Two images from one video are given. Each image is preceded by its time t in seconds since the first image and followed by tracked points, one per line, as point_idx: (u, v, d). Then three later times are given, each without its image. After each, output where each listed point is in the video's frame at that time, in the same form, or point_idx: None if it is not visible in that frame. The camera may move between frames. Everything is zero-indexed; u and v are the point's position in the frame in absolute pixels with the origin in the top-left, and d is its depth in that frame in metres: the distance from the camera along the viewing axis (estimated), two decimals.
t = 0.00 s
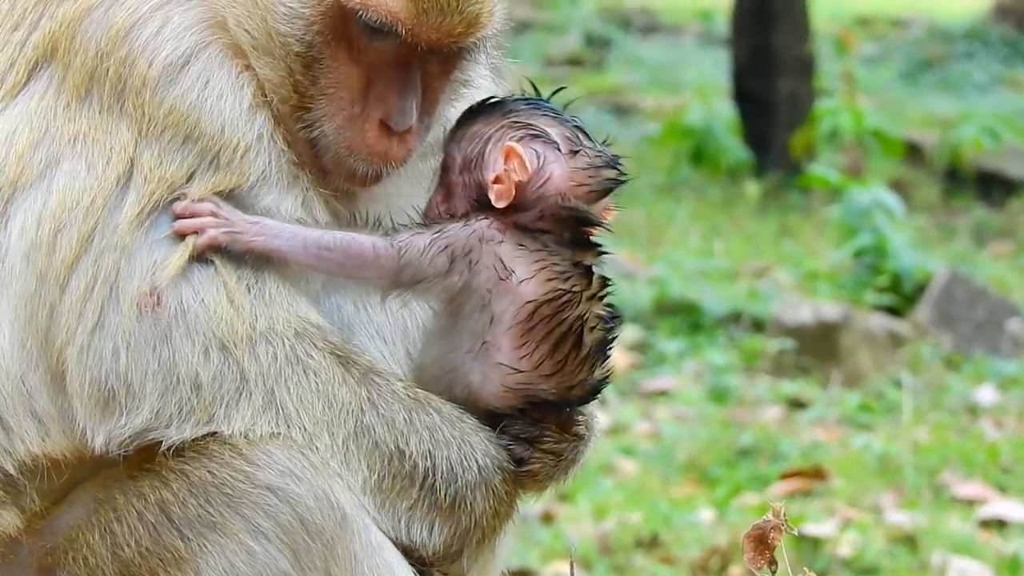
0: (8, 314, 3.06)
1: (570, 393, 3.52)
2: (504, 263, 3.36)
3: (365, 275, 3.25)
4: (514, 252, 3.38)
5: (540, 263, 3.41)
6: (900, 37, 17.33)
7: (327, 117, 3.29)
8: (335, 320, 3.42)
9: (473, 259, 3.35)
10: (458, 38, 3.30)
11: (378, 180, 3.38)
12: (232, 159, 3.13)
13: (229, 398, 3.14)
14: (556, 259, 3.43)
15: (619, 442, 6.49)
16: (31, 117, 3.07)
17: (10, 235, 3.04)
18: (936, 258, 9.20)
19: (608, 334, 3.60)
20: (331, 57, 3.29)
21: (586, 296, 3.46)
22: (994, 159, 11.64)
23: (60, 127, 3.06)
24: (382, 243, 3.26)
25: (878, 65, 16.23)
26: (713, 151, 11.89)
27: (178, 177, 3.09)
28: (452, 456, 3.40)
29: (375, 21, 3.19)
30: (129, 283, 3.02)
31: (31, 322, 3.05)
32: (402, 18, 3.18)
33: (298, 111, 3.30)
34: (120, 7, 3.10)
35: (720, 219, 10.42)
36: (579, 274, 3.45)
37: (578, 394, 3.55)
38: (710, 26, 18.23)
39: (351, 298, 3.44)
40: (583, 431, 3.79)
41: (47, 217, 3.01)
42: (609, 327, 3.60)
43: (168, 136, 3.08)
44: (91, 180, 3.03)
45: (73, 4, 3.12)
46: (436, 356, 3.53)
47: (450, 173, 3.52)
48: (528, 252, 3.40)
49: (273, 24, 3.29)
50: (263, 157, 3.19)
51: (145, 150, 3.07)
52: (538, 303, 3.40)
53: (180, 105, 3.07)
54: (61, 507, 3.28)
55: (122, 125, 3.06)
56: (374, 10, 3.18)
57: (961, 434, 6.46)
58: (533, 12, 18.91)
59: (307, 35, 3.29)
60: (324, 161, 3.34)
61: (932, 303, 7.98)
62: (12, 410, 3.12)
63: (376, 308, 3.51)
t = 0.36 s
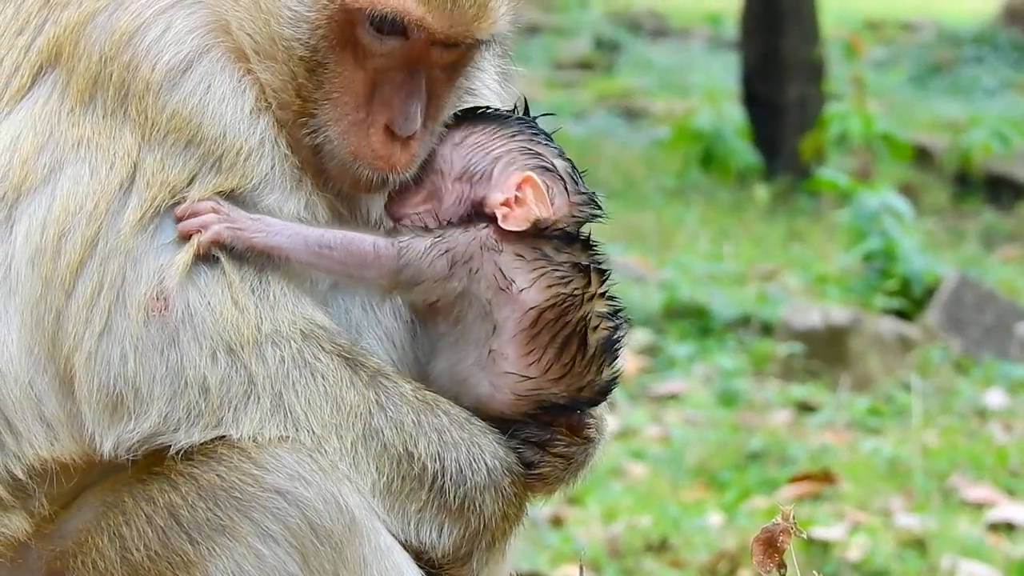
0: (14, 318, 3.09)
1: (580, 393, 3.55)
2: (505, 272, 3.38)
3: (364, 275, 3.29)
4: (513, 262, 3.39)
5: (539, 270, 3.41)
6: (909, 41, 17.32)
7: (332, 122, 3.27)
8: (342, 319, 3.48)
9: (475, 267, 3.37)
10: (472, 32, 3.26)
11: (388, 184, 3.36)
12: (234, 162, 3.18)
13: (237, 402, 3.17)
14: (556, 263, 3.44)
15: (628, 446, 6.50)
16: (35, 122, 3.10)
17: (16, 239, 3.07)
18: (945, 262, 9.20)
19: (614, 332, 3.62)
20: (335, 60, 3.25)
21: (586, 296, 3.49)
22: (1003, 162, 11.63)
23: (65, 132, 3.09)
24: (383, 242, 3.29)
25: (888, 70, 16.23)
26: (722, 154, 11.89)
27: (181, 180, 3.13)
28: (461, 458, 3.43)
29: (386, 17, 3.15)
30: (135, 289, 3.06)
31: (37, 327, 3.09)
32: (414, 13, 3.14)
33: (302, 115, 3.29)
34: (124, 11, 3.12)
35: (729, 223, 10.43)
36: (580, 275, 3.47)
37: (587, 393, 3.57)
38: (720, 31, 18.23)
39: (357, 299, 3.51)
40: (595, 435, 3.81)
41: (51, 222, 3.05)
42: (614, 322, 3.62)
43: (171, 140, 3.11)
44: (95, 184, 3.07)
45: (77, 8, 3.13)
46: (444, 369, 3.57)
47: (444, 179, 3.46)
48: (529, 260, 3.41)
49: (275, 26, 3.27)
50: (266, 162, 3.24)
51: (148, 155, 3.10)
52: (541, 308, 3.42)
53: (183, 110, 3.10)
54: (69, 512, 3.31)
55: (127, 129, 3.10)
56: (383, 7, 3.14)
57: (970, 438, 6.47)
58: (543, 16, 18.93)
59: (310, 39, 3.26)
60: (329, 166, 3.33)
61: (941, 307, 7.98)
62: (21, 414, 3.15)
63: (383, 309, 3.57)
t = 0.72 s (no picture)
0: (20, 319, 3.12)
1: (578, 409, 3.54)
2: (492, 333, 3.30)
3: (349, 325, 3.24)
4: (501, 322, 3.29)
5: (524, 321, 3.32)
6: (913, 43, 17.32)
7: (339, 105, 3.27)
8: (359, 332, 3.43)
9: (460, 323, 3.28)
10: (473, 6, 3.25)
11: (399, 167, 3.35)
12: (241, 162, 3.17)
13: (241, 404, 3.19)
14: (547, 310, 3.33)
15: (633, 448, 6.50)
16: (42, 124, 3.13)
17: (21, 241, 3.10)
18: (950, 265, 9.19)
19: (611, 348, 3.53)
20: (339, 42, 3.26)
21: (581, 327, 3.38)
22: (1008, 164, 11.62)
23: (71, 134, 3.12)
24: (363, 297, 3.21)
25: (893, 72, 16.22)
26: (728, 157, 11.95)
27: (187, 180, 3.13)
28: (464, 465, 3.44)
29: None
30: (138, 288, 3.07)
31: (44, 327, 3.11)
32: None
33: (308, 101, 3.29)
34: (130, 11, 3.14)
35: (734, 226, 10.44)
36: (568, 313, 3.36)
37: (584, 407, 3.56)
38: (725, 33, 18.23)
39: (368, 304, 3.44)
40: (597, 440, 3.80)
41: (59, 223, 3.07)
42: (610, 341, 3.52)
43: (179, 140, 3.13)
44: (102, 186, 3.09)
45: (83, 10, 3.16)
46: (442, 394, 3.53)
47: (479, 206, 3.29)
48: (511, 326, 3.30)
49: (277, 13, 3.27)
50: (274, 159, 3.23)
51: (156, 155, 3.12)
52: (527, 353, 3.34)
53: (191, 109, 3.12)
54: (72, 514, 3.32)
55: (134, 130, 3.12)
56: None
57: (974, 440, 6.47)
58: (548, 19, 18.95)
59: (312, 22, 3.27)
60: (337, 152, 3.32)
61: (945, 310, 7.98)
62: (26, 416, 3.17)
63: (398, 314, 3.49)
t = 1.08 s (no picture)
0: (20, 321, 3.12)
1: (581, 417, 3.55)
2: (477, 337, 3.29)
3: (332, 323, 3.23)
4: (484, 330, 3.29)
5: (512, 330, 3.30)
6: (916, 43, 17.32)
7: (338, 102, 3.28)
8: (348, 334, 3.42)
9: (442, 329, 3.27)
10: None
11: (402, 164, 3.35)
12: (237, 161, 3.17)
13: (241, 405, 3.21)
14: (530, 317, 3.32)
15: (634, 449, 6.51)
16: (41, 126, 3.14)
17: (20, 243, 3.11)
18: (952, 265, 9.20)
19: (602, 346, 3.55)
20: (335, 39, 3.28)
21: (564, 333, 3.38)
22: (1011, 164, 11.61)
23: (71, 136, 3.12)
24: (346, 294, 3.19)
25: (896, 72, 16.22)
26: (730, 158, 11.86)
27: (180, 178, 3.13)
28: (464, 466, 3.45)
29: None
30: (128, 286, 3.07)
31: (41, 330, 3.12)
32: None
33: (309, 99, 3.31)
34: (128, 12, 3.15)
35: (736, 226, 10.44)
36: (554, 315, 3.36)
37: (587, 414, 3.57)
38: (727, 33, 18.23)
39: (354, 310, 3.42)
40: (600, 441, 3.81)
41: (53, 225, 3.08)
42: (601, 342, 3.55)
43: (173, 140, 3.13)
44: (97, 188, 3.10)
45: (82, 12, 3.17)
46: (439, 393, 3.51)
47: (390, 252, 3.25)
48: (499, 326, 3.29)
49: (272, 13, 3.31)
50: (273, 157, 3.23)
51: (151, 155, 3.13)
52: (524, 362, 3.35)
53: (187, 110, 3.12)
54: (74, 514, 3.34)
55: (131, 131, 3.12)
56: None
57: (976, 441, 6.47)
58: (551, 19, 18.94)
59: (307, 19, 3.30)
60: (336, 150, 3.33)
61: (947, 310, 7.99)
62: (26, 418, 3.18)
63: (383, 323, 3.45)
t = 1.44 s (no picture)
0: (18, 321, 3.14)
1: (583, 422, 3.49)
2: (502, 293, 3.30)
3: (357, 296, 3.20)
4: (511, 285, 3.31)
5: (539, 295, 3.33)
6: (913, 45, 17.32)
7: (312, 69, 3.17)
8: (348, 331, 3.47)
9: (471, 287, 3.28)
10: None
11: (384, 130, 3.22)
12: (236, 162, 3.17)
13: (238, 406, 3.20)
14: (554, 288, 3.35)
15: (631, 450, 6.50)
16: (39, 126, 3.15)
17: (19, 243, 3.12)
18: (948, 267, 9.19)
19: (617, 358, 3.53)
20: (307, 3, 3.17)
21: (587, 325, 3.38)
22: (1008, 166, 11.62)
23: (69, 136, 3.12)
24: (376, 263, 3.20)
25: (892, 74, 16.23)
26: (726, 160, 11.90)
27: (181, 179, 3.13)
28: (462, 467, 3.43)
29: None
30: (128, 286, 3.07)
31: (41, 329, 3.13)
32: None
33: (286, 70, 3.21)
34: (123, 10, 3.12)
35: (733, 227, 10.44)
36: (581, 304, 3.38)
37: (590, 420, 3.51)
38: (724, 35, 18.24)
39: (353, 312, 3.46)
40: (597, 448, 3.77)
41: (53, 224, 3.09)
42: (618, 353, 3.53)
43: (172, 139, 3.12)
44: (96, 187, 3.10)
45: (77, 12, 3.16)
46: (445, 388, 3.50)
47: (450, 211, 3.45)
48: (526, 284, 3.32)
49: None
50: (270, 158, 3.23)
51: (150, 154, 3.12)
52: (541, 334, 3.33)
53: (185, 108, 3.11)
54: (70, 515, 3.33)
55: (129, 131, 3.12)
56: None
57: (973, 442, 6.46)
58: (548, 21, 18.95)
59: None
60: (310, 116, 3.24)
61: (944, 312, 7.99)
62: (23, 417, 3.20)
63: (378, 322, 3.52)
